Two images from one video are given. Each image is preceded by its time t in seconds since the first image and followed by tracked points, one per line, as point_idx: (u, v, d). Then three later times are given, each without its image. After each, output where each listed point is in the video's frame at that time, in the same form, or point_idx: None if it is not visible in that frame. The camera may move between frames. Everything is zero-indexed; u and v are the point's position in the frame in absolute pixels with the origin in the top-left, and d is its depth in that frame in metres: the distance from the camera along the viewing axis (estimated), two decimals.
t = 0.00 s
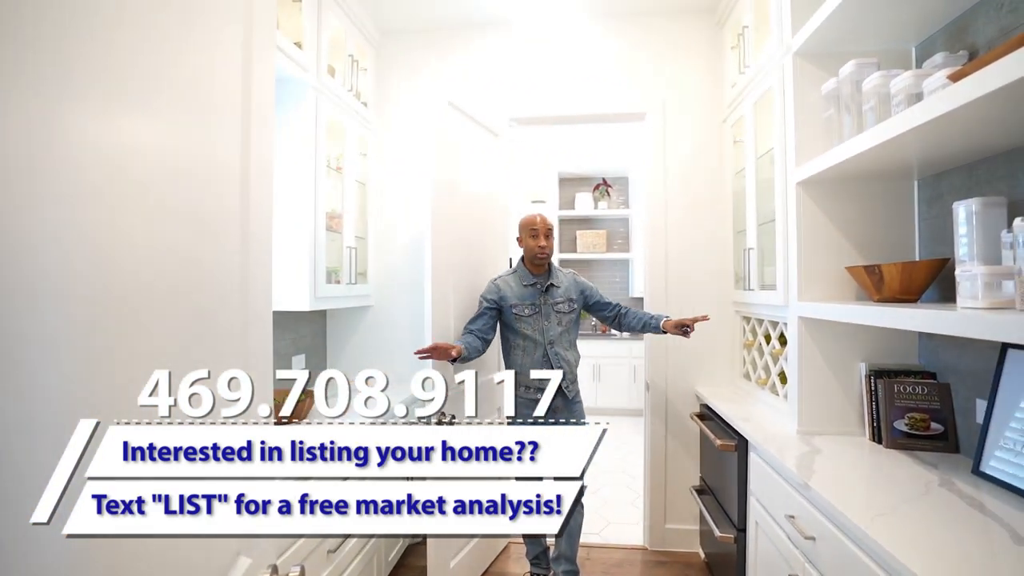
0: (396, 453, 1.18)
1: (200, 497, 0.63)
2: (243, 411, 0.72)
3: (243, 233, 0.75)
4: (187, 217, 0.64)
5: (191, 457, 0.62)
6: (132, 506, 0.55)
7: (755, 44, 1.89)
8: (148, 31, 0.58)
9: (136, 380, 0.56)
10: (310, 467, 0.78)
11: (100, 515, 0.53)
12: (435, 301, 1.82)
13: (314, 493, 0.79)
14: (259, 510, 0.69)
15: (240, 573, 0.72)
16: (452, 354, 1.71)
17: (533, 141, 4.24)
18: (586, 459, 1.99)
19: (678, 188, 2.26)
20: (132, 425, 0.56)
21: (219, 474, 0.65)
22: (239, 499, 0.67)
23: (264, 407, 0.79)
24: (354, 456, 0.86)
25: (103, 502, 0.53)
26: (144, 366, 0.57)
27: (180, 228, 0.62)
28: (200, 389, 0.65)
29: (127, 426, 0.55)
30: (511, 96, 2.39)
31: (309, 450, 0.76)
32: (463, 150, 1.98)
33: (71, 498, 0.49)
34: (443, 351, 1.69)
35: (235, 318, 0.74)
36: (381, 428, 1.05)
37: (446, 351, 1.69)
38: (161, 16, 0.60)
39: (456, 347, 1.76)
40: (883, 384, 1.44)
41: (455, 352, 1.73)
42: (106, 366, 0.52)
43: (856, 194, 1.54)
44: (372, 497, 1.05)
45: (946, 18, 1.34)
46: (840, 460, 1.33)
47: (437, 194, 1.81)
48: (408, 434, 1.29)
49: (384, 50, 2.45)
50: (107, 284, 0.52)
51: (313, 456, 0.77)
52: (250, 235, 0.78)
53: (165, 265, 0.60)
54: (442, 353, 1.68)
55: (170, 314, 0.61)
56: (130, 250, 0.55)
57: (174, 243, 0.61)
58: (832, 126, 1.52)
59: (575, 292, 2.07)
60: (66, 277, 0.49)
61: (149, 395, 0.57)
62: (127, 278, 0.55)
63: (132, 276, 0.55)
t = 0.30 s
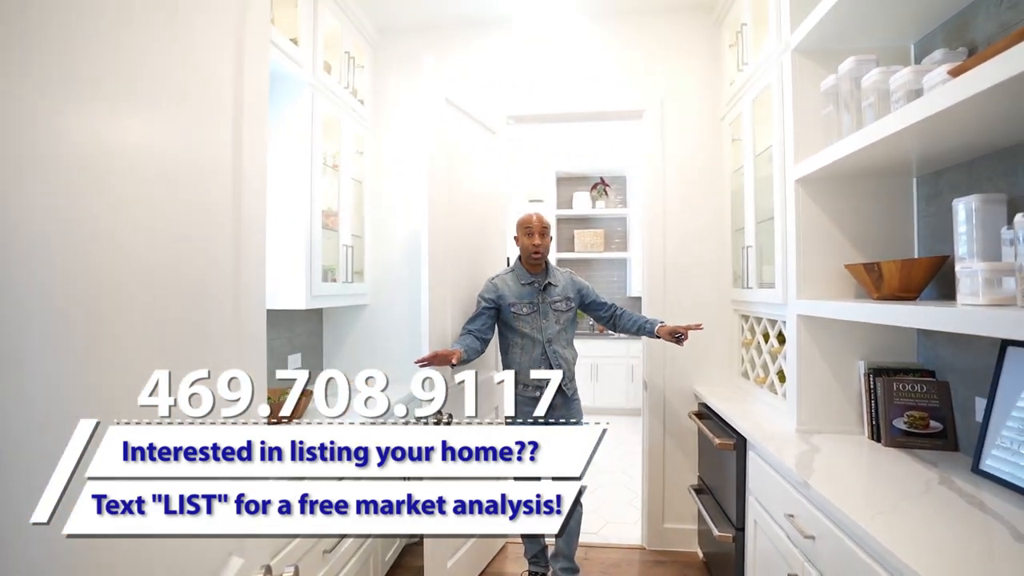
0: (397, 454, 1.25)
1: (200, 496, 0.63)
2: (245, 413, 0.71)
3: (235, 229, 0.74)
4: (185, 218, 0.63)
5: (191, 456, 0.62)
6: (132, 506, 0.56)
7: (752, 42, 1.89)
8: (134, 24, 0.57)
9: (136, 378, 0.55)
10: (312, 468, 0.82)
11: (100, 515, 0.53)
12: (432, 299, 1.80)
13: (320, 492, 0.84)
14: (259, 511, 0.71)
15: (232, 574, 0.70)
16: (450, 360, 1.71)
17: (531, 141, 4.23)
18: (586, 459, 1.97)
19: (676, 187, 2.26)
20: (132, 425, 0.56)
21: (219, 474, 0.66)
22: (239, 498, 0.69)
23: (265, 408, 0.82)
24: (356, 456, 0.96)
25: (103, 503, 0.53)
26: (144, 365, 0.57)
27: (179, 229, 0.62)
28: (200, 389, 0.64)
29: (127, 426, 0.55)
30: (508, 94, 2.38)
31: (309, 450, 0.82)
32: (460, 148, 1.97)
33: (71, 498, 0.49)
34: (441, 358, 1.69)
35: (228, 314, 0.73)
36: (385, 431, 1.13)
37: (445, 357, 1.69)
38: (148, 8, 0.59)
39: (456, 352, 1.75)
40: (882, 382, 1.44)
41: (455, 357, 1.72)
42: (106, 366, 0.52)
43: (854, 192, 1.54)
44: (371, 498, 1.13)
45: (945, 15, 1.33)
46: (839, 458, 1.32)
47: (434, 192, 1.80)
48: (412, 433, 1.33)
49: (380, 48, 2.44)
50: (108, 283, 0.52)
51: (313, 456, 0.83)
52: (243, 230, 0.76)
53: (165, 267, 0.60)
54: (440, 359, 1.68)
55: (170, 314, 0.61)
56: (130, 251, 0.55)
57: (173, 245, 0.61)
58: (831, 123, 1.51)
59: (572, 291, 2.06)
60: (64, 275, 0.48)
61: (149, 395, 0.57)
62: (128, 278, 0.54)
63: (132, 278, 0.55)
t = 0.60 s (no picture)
0: (396, 454, 1.34)
1: (200, 496, 0.66)
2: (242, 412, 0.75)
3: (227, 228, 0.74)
4: (181, 223, 0.65)
5: (191, 456, 0.65)
6: (132, 506, 0.58)
7: (751, 41, 1.88)
8: (119, 26, 0.57)
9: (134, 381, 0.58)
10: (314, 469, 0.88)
11: (100, 515, 0.56)
12: (430, 299, 1.80)
13: (318, 493, 0.91)
14: (259, 511, 0.74)
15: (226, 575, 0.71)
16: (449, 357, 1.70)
17: (529, 140, 4.23)
18: (586, 459, 1.97)
19: (674, 186, 2.25)
20: (132, 425, 0.59)
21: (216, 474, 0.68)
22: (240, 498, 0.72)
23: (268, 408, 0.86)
24: (357, 456, 1.09)
25: (103, 503, 0.56)
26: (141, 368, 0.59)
27: (176, 235, 0.64)
28: (200, 389, 0.67)
29: (127, 426, 0.58)
30: (507, 93, 2.37)
31: (309, 450, 0.88)
32: (458, 147, 1.96)
33: (70, 498, 0.52)
34: (440, 354, 1.68)
35: (220, 312, 0.73)
36: (384, 433, 1.29)
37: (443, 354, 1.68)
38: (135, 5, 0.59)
39: (455, 351, 1.74)
40: (881, 381, 1.44)
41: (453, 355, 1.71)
42: (105, 369, 0.56)
43: (853, 190, 1.54)
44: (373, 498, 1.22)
45: (944, 13, 1.33)
46: (837, 457, 1.32)
47: (432, 191, 1.79)
48: (413, 434, 1.44)
49: (378, 46, 2.43)
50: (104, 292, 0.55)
51: (313, 455, 0.89)
52: (234, 227, 0.76)
53: (163, 274, 0.63)
54: (439, 356, 1.67)
55: (168, 317, 0.63)
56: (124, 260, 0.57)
57: (170, 251, 0.64)
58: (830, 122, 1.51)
59: (570, 290, 2.05)
60: (53, 284, 0.50)
61: (149, 395, 0.60)
62: (124, 286, 0.57)
63: (129, 288, 0.58)
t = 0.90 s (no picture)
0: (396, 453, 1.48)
1: (199, 497, 0.72)
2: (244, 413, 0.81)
3: (218, 229, 0.73)
4: (176, 228, 0.66)
5: (191, 456, 0.71)
6: (132, 506, 0.61)
7: (748, 41, 1.88)
8: (102, 24, 0.56)
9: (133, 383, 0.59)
10: (316, 468, 1.08)
11: (101, 514, 0.58)
12: (426, 299, 1.79)
13: (319, 492, 1.10)
14: (259, 513, 0.86)
15: None
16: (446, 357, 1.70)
17: (526, 140, 4.22)
18: (586, 459, 1.97)
19: (672, 186, 2.25)
20: (131, 425, 0.60)
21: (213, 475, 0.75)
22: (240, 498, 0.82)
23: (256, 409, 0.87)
24: (357, 456, 1.27)
25: (104, 503, 0.58)
26: (140, 370, 0.60)
27: (170, 239, 0.65)
28: (199, 389, 0.70)
29: (126, 427, 0.60)
30: (504, 92, 2.36)
31: (307, 451, 1.02)
32: (455, 147, 1.96)
33: (70, 499, 0.53)
34: (437, 354, 1.67)
35: (213, 312, 0.73)
36: (385, 433, 1.49)
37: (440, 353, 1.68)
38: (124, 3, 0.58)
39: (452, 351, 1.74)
40: (877, 381, 1.44)
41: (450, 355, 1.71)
42: (108, 372, 0.56)
43: (850, 191, 1.54)
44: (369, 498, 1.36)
45: (941, 14, 1.33)
46: (833, 458, 1.32)
47: (429, 191, 1.78)
48: (415, 434, 1.56)
49: (374, 45, 2.43)
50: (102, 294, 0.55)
51: (312, 457, 1.04)
52: (226, 227, 0.76)
53: (163, 278, 0.64)
54: (437, 356, 1.66)
55: (166, 320, 0.64)
56: (123, 262, 0.58)
57: (168, 255, 0.64)
58: (827, 124, 1.51)
59: (568, 291, 2.05)
60: (49, 285, 0.50)
61: (149, 395, 0.61)
62: (124, 291, 0.58)
63: (128, 291, 0.58)
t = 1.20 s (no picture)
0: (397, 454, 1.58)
1: (200, 496, 0.74)
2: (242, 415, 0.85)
3: (208, 231, 0.72)
4: (169, 231, 0.65)
5: (190, 456, 0.73)
6: (131, 506, 0.62)
7: (745, 42, 1.88)
8: (89, 23, 0.55)
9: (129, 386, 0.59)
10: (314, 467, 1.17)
11: (100, 514, 0.58)
12: (422, 300, 1.78)
13: (318, 492, 1.26)
14: (257, 511, 0.97)
15: None
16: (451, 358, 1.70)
17: (523, 139, 4.20)
18: (586, 459, 1.97)
19: (668, 187, 2.24)
20: (131, 425, 0.61)
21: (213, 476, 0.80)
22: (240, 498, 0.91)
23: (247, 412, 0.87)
24: (357, 456, 1.37)
25: (103, 503, 0.58)
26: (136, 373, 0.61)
27: (164, 242, 0.64)
28: (199, 389, 0.71)
29: (127, 427, 0.60)
30: (500, 92, 2.35)
31: (306, 451, 1.16)
32: (451, 147, 1.95)
33: (68, 500, 0.53)
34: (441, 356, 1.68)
35: (205, 313, 0.72)
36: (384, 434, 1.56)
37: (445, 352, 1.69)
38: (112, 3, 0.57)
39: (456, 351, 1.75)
40: (874, 383, 1.43)
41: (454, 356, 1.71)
42: (100, 375, 0.56)
43: (847, 192, 1.53)
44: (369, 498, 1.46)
45: (937, 16, 1.33)
46: (830, 460, 1.31)
47: (425, 191, 1.77)
48: (416, 435, 1.62)
49: (369, 45, 2.41)
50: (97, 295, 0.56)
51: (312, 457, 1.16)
52: (216, 228, 0.75)
53: (158, 281, 0.64)
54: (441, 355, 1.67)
55: (160, 322, 0.64)
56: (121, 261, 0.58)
57: (163, 256, 0.65)
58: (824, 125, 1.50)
59: (565, 292, 2.04)
60: (40, 289, 0.50)
61: (148, 396, 0.62)
62: (121, 292, 0.58)
63: (125, 293, 0.59)
